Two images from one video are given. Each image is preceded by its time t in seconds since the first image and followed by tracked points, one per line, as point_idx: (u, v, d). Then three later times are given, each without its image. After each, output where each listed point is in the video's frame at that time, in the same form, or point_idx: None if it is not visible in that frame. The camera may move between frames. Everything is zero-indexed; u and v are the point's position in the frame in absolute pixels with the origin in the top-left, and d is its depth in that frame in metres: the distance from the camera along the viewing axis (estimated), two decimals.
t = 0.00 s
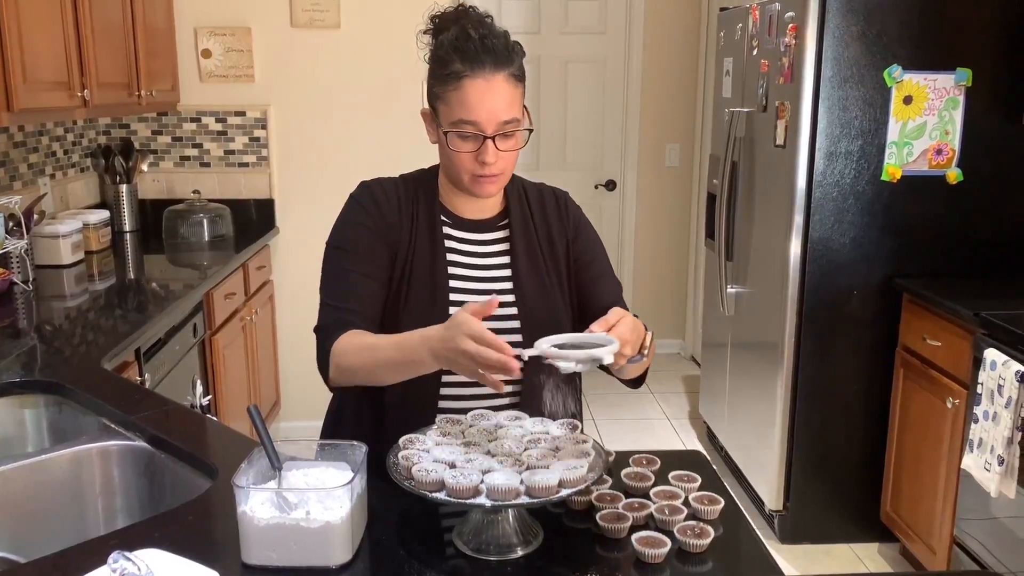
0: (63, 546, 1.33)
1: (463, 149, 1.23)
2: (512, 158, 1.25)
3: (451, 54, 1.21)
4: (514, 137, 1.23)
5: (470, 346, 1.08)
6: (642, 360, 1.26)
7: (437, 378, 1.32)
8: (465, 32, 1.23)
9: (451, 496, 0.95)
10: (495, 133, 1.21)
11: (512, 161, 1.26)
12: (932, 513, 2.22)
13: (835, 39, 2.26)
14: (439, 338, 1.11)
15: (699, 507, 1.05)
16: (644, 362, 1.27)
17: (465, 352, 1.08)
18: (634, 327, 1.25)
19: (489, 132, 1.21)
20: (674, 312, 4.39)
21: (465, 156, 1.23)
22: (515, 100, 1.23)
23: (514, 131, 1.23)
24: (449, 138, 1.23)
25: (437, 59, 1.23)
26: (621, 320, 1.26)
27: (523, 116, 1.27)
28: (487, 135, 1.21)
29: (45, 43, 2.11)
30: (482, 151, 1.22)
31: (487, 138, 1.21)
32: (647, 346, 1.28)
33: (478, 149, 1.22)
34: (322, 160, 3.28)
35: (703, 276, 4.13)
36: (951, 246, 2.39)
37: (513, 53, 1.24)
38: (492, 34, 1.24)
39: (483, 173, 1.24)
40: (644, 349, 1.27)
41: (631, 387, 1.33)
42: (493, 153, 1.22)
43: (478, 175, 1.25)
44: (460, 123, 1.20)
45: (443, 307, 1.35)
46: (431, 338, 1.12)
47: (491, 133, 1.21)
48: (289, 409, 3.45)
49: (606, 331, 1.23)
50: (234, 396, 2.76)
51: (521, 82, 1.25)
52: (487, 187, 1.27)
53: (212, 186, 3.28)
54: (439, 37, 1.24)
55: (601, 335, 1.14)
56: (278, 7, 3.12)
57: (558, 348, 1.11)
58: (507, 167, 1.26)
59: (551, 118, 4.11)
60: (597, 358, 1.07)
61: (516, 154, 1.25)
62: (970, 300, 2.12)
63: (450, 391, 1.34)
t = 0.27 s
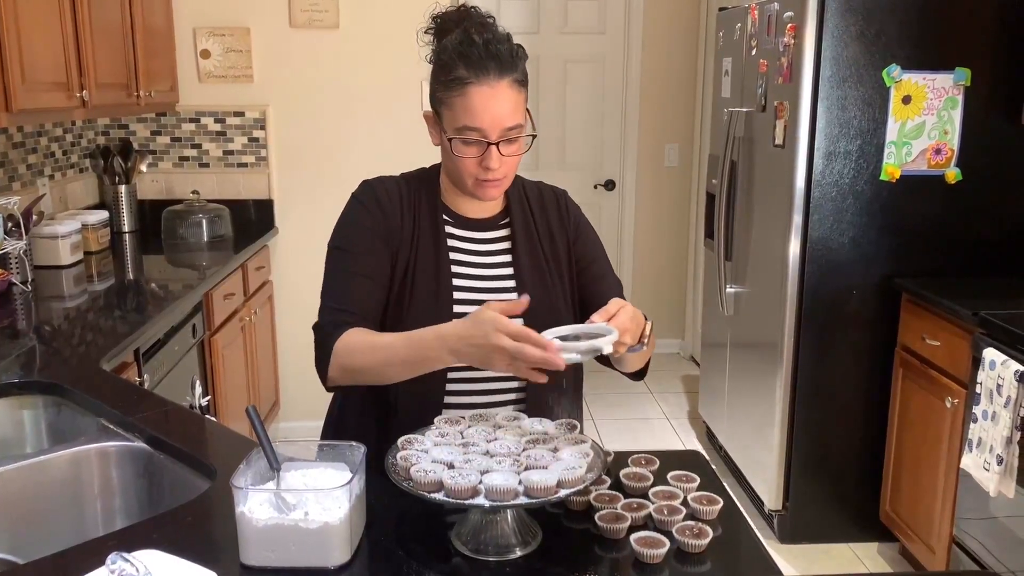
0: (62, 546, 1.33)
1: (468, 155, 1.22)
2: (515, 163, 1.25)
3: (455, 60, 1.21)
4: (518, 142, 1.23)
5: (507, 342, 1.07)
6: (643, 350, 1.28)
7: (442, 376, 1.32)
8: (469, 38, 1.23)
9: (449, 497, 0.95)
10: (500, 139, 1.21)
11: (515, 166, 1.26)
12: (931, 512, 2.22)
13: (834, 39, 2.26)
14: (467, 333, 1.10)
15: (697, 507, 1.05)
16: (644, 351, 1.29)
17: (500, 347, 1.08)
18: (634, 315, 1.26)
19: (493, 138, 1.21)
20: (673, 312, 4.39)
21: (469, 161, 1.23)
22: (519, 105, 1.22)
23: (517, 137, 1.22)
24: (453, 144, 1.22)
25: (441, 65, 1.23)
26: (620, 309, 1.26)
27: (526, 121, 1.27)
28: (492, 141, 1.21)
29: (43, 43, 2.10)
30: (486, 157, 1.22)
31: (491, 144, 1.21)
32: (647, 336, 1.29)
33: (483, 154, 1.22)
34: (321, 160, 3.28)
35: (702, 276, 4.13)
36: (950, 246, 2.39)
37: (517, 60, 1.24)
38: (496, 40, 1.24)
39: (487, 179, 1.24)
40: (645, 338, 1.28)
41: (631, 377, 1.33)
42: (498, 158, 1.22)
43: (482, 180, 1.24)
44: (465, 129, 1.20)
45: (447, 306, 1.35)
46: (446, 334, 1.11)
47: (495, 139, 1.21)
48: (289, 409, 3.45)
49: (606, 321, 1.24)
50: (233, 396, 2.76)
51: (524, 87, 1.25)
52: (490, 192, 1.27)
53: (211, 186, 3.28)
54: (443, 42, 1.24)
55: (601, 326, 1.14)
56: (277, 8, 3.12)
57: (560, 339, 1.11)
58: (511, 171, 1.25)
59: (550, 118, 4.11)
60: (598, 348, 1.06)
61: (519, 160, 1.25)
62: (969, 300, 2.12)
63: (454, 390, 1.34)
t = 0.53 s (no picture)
0: (60, 547, 1.32)
1: (468, 155, 1.22)
2: (515, 163, 1.25)
3: (456, 61, 1.20)
4: (518, 143, 1.23)
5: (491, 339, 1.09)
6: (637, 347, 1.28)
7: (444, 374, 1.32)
8: (470, 39, 1.22)
9: (447, 497, 0.95)
10: (500, 140, 1.21)
11: (515, 166, 1.26)
12: (930, 511, 2.22)
13: (833, 37, 2.26)
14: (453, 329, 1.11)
15: (696, 507, 1.05)
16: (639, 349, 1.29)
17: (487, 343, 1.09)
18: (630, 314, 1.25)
19: (493, 139, 1.20)
20: (673, 311, 4.39)
21: (470, 162, 1.22)
22: (519, 106, 1.22)
23: (518, 137, 1.22)
24: (454, 144, 1.22)
25: (441, 66, 1.22)
26: (617, 307, 1.25)
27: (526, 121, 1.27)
28: (493, 142, 1.21)
29: (40, 43, 2.10)
30: (486, 157, 1.21)
31: (491, 145, 1.21)
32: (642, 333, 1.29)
33: (483, 155, 1.22)
34: (320, 160, 3.27)
35: (701, 275, 4.12)
36: (949, 245, 2.39)
37: (517, 60, 1.23)
38: (496, 41, 1.23)
39: (487, 179, 1.24)
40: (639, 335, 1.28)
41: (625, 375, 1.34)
42: (498, 159, 1.21)
43: (482, 180, 1.24)
44: (465, 130, 1.20)
45: (446, 306, 1.35)
46: (443, 331, 1.12)
47: (495, 140, 1.20)
48: (288, 409, 3.45)
49: (603, 319, 1.23)
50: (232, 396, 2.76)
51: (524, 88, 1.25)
52: (491, 192, 1.27)
53: (210, 186, 3.27)
54: (444, 43, 1.23)
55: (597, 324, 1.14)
56: (275, 7, 3.12)
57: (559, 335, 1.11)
58: (511, 172, 1.25)
59: (548, 117, 4.10)
60: (597, 345, 1.07)
61: (520, 160, 1.25)
62: (968, 299, 2.12)
63: (455, 389, 1.34)
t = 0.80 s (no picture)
0: (59, 547, 1.32)
1: (467, 154, 1.22)
2: (515, 163, 1.25)
3: (456, 61, 1.20)
4: (518, 143, 1.23)
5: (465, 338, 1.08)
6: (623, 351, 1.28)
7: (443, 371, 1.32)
8: (471, 38, 1.22)
9: (445, 497, 0.95)
10: (499, 140, 1.21)
11: (515, 166, 1.26)
12: (930, 510, 2.22)
13: (832, 36, 2.26)
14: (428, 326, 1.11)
15: (695, 506, 1.05)
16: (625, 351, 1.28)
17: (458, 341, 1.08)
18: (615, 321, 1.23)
19: (493, 138, 1.21)
20: (672, 310, 4.38)
21: (469, 161, 1.23)
22: (519, 106, 1.22)
23: (517, 137, 1.22)
24: (453, 143, 1.22)
25: (442, 65, 1.22)
26: (601, 313, 1.23)
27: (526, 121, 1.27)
28: (492, 141, 1.21)
29: (39, 43, 2.10)
30: (485, 157, 1.21)
31: (490, 145, 1.21)
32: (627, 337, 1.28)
33: (482, 154, 1.22)
34: (319, 160, 3.27)
35: (701, 274, 4.12)
36: (948, 243, 2.39)
37: (518, 60, 1.23)
38: (497, 41, 1.23)
39: (486, 178, 1.24)
40: (625, 340, 1.27)
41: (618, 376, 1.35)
42: (498, 159, 1.22)
43: (481, 179, 1.24)
44: (464, 130, 1.20)
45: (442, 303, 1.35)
46: (421, 328, 1.12)
47: (495, 140, 1.21)
48: (287, 408, 3.45)
49: (585, 325, 1.21)
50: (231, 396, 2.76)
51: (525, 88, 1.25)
52: (490, 190, 1.27)
53: (209, 186, 3.27)
54: (446, 42, 1.23)
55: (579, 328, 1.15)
56: (274, 7, 3.12)
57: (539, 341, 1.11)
58: (510, 171, 1.25)
59: (548, 117, 4.10)
60: (573, 354, 1.09)
61: (519, 160, 1.25)
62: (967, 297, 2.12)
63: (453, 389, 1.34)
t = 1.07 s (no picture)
0: (59, 547, 1.32)
1: (463, 154, 1.22)
2: (511, 164, 1.25)
3: (456, 60, 1.20)
4: (514, 144, 1.23)
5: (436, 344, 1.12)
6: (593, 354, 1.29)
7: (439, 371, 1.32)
8: (471, 37, 1.22)
9: (444, 497, 0.95)
10: (496, 140, 1.21)
11: (511, 166, 1.26)
12: (931, 510, 2.22)
13: (832, 35, 2.26)
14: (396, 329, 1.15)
15: (695, 506, 1.05)
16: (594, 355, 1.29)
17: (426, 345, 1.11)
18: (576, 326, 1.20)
19: (489, 139, 1.21)
20: (673, 310, 4.38)
21: (465, 161, 1.23)
22: (517, 108, 1.22)
23: (513, 138, 1.22)
24: (450, 142, 1.23)
25: (441, 63, 1.22)
26: (560, 316, 1.19)
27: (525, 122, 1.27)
28: (488, 142, 1.21)
29: (39, 44, 2.10)
30: (481, 157, 1.22)
31: (486, 145, 1.21)
32: (596, 342, 1.27)
33: (478, 154, 1.22)
34: (320, 160, 3.27)
35: (701, 273, 4.12)
36: (948, 242, 2.39)
37: (518, 62, 1.23)
38: (498, 41, 1.22)
39: (481, 177, 1.25)
40: (593, 345, 1.27)
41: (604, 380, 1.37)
42: (493, 159, 1.22)
43: (477, 179, 1.25)
44: (461, 129, 1.20)
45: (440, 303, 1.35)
46: (388, 331, 1.15)
47: (491, 140, 1.21)
48: (287, 408, 3.45)
49: (542, 328, 1.17)
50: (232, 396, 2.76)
51: (524, 89, 1.24)
52: (485, 190, 1.27)
53: (209, 186, 3.27)
54: (447, 40, 1.23)
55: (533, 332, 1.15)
56: (273, 7, 3.11)
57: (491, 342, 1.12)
58: (506, 172, 1.25)
59: (548, 116, 4.11)
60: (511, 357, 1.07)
61: (515, 161, 1.25)
62: (968, 296, 2.12)
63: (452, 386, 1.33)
